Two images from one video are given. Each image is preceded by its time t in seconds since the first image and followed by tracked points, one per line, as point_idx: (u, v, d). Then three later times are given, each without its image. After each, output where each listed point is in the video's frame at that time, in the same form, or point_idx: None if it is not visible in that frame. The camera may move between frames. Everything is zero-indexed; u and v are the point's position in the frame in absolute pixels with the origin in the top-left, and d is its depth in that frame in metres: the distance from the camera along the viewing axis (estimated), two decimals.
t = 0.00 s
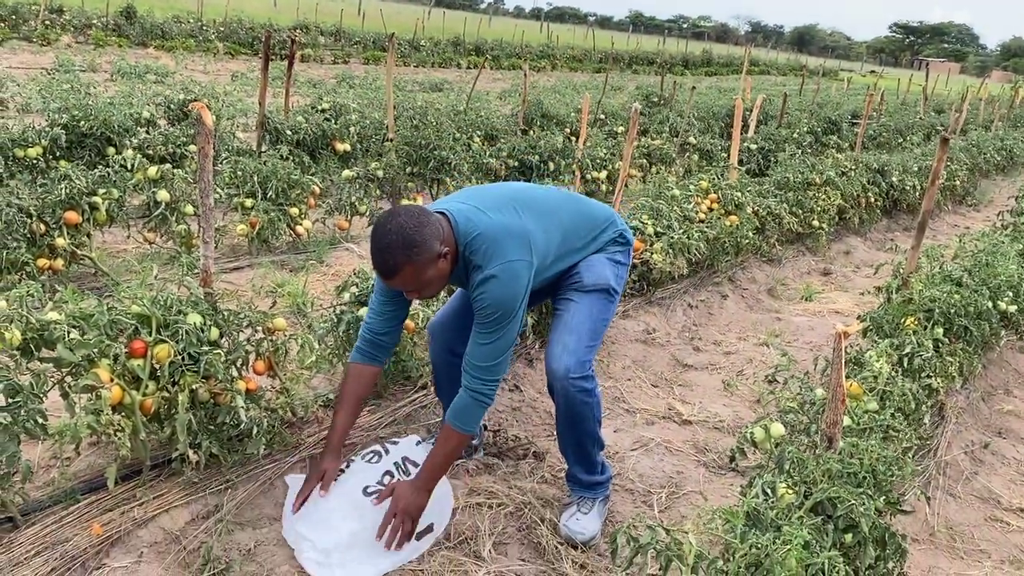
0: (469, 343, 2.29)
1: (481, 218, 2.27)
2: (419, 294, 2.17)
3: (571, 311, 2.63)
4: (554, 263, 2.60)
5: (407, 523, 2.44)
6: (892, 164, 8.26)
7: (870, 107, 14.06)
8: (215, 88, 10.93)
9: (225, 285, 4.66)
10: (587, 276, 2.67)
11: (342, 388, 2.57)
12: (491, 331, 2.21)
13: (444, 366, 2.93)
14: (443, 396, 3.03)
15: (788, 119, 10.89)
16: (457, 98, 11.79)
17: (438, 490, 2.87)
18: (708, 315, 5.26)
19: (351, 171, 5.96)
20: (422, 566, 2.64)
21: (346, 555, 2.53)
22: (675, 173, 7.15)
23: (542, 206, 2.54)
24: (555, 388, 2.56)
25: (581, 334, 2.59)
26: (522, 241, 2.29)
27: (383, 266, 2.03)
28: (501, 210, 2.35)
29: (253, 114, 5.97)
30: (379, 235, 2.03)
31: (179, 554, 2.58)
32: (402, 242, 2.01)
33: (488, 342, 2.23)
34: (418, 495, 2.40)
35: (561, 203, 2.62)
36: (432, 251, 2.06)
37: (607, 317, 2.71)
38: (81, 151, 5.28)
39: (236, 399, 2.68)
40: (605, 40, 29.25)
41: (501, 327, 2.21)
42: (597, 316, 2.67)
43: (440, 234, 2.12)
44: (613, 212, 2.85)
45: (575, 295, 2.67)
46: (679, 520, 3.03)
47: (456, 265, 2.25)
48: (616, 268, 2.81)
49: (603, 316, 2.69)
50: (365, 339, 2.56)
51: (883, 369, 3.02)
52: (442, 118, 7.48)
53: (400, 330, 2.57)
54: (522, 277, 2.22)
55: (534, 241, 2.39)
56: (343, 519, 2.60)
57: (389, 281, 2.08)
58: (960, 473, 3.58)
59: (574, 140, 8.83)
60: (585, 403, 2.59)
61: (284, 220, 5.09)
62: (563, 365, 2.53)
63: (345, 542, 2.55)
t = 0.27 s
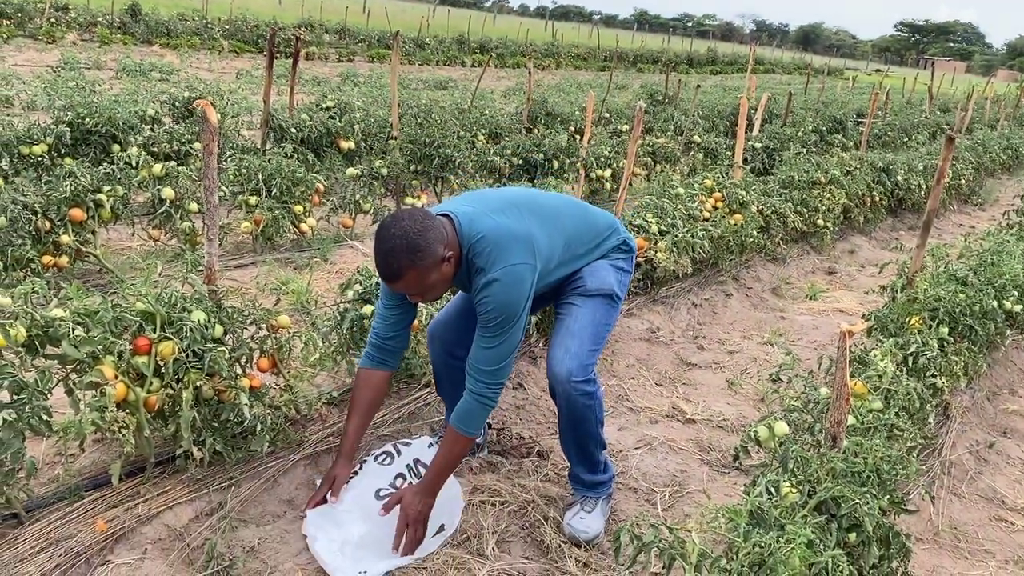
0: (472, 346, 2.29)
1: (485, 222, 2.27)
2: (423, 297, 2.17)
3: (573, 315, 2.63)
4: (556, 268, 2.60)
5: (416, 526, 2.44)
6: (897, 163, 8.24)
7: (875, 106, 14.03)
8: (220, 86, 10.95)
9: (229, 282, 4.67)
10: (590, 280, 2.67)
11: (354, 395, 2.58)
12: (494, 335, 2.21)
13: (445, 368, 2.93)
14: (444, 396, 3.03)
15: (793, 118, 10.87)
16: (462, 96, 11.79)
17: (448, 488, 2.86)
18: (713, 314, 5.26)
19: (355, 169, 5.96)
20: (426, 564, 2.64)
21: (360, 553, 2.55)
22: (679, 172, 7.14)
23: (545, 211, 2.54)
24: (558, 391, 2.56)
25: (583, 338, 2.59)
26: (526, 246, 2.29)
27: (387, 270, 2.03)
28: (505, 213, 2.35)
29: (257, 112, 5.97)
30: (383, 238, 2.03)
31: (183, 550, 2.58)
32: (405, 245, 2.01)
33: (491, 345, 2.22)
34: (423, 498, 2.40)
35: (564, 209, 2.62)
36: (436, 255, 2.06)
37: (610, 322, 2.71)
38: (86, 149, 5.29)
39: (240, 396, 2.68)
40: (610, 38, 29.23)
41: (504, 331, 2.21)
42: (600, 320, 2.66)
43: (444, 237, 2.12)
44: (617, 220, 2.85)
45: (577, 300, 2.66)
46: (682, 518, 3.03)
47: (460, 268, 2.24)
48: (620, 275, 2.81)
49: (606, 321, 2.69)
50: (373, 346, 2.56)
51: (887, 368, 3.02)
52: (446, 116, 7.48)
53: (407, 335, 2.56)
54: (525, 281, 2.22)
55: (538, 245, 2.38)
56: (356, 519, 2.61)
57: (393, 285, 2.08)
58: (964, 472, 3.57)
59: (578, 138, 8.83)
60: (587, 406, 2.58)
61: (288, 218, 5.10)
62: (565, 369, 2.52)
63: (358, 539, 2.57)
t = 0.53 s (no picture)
0: (475, 346, 2.28)
1: (488, 223, 2.26)
2: (426, 297, 2.17)
3: (577, 318, 2.62)
4: (559, 272, 2.60)
5: (422, 530, 2.46)
6: (902, 164, 8.23)
7: (879, 107, 14.00)
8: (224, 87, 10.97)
9: (233, 282, 4.68)
10: (594, 284, 2.66)
11: (360, 396, 2.58)
12: (497, 335, 2.21)
13: (447, 370, 2.93)
14: (447, 398, 3.03)
15: (797, 119, 10.85)
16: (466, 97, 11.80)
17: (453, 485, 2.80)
18: (716, 315, 5.25)
19: (359, 169, 5.96)
20: (430, 565, 2.64)
21: (366, 549, 2.57)
22: (683, 173, 7.13)
23: (549, 213, 2.54)
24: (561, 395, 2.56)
25: (587, 341, 2.58)
26: (529, 247, 2.29)
27: (390, 270, 2.03)
28: (509, 215, 2.35)
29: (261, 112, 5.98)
30: (386, 237, 2.03)
31: (187, 551, 2.59)
32: (409, 243, 2.01)
33: (494, 346, 2.22)
34: (430, 501, 2.41)
35: (568, 212, 2.62)
36: (439, 254, 2.06)
37: (613, 326, 2.70)
38: (91, 149, 5.30)
39: (244, 396, 2.68)
40: (613, 39, 29.22)
41: (508, 331, 2.21)
42: (604, 324, 2.66)
43: (448, 236, 2.12)
44: (620, 225, 2.85)
45: (581, 303, 2.65)
46: (686, 520, 3.03)
47: (464, 268, 2.24)
48: (623, 279, 2.80)
49: (609, 325, 2.68)
50: (378, 347, 2.56)
51: (892, 370, 3.01)
52: (449, 117, 7.47)
53: (412, 335, 2.56)
54: (529, 282, 2.22)
55: (541, 247, 2.38)
56: (363, 515, 2.61)
57: (397, 284, 2.07)
58: (969, 474, 3.56)
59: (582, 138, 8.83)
60: (590, 409, 2.58)
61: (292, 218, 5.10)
62: (568, 372, 2.52)
63: (365, 536, 2.58)
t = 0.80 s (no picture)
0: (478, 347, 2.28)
1: (489, 224, 2.26)
2: (429, 297, 2.17)
3: (580, 320, 2.62)
4: (561, 274, 2.59)
5: (426, 532, 2.45)
6: (905, 166, 8.22)
7: (883, 108, 13.98)
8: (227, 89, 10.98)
9: (237, 285, 4.68)
10: (597, 286, 2.66)
11: (377, 406, 2.57)
12: (499, 336, 2.21)
13: (451, 373, 2.93)
14: (450, 401, 3.03)
15: (800, 121, 10.84)
16: (469, 99, 11.80)
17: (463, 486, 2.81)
18: (720, 317, 5.24)
19: (362, 171, 5.96)
20: (433, 567, 2.64)
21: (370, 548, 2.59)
22: (686, 175, 7.13)
23: (551, 215, 2.54)
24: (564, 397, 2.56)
25: (590, 343, 2.58)
26: (531, 248, 2.29)
27: (392, 271, 2.03)
28: (510, 216, 2.35)
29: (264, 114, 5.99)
30: (388, 237, 2.03)
31: (191, 552, 2.59)
32: (412, 244, 2.01)
33: (496, 346, 2.22)
34: (436, 504, 2.41)
35: (570, 214, 2.63)
36: (441, 254, 2.06)
37: (616, 327, 2.70)
38: (95, 151, 5.30)
39: (247, 398, 2.68)
40: (616, 41, 29.21)
41: (510, 331, 2.20)
42: (607, 325, 2.66)
43: (449, 237, 2.12)
44: (623, 227, 2.85)
45: (584, 305, 2.65)
46: (690, 523, 3.02)
47: (466, 270, 2.24)
48: (626, 281, 2.80)
49: (613, 327, 2.68)
50: (389, 353, 2.57)
51: (896, 372, 3.00)
52: (453, 119, 7.48)
53: (422, 340, 2.56)
54: (530, 282, 2.22)
55: (543, 248, 2.38)
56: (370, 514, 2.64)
57: (399, 285, 2.07)
58: (973, 477, 3.55)
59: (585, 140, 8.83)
60: (594, 411, 2.58)
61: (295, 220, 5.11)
62: (572, 374, 2.52)
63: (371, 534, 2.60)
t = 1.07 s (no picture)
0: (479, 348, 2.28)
1: (488, 225, 2.26)
2: (429, 299, 2.17)
3: (581, 322, 2.62)
4: (561, 276, 2.59)
5: (430, 533, 2.47)
6: (907, 167, 8.21)
7: (885, 110, 13.97)
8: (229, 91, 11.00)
9: (238, 286, 4.68)
10: (598, 287, 2.66)
11: (384, 408, 2.57)
12: (501, 337, 2.21)
13: (452, 375, 2.93)
14: (451, 402, 3.03)
15: (802, 122, 10.84)
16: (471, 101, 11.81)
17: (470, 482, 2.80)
18: (722, 319, 5.24)
19: (364, 173, 5.96)
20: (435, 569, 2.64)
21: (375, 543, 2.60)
22: (688, 176, 7.13)
23: (551, 216, 2.54)
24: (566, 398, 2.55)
25: (591, 344, 2.58)
26: (531, 249, 2.29)
27: (393, 273, 2.03)
28: (510, 217, 2.35)
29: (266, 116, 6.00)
30: (387, 240, 2.03)
31: (193, 554, 2.58)
32: (412, 246, 2.01)
33: (497, 347, 2.22)
34: (442, 505, 2.42)
35: (570, 215, 2.62)
36: (441, 255, 2.06)
37: (617, 329, 2.69)
38: (97, 153, 5.31)
39: (249, 400, 2.68)
40: (618, 43, 29.22)
41: (511, 332, 2.20)
42: (608, 327, 2.66)
43: (449, 237, 2.12)
44: (623, 228, 2.85)
45: (585, 306, 2.65)
46: (692, 524, 3.02)
47: (466, 272, 2.24)
48: (626, 282, 2.79)
49: (614, 328, 2.68)
50: (393, 357, 2.57)
51: (898, 374, 3.00)
52: (454, 120, 7.48)
53: (426, 343, 2.56)
54: (531, 283, 2.21)
55: (543, 249, 2.38)
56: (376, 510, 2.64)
57: (399, 287, 2.07)
58: (976, 479, 3.55)
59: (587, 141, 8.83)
60: (595, 412, 2.57)
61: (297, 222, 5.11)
62: (573, 375, 2.52)
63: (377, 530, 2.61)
